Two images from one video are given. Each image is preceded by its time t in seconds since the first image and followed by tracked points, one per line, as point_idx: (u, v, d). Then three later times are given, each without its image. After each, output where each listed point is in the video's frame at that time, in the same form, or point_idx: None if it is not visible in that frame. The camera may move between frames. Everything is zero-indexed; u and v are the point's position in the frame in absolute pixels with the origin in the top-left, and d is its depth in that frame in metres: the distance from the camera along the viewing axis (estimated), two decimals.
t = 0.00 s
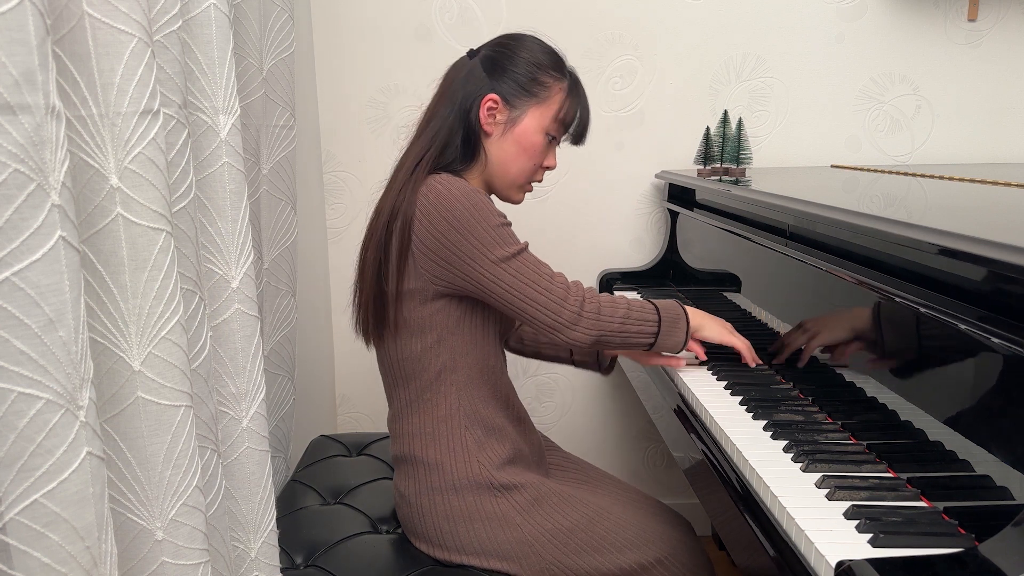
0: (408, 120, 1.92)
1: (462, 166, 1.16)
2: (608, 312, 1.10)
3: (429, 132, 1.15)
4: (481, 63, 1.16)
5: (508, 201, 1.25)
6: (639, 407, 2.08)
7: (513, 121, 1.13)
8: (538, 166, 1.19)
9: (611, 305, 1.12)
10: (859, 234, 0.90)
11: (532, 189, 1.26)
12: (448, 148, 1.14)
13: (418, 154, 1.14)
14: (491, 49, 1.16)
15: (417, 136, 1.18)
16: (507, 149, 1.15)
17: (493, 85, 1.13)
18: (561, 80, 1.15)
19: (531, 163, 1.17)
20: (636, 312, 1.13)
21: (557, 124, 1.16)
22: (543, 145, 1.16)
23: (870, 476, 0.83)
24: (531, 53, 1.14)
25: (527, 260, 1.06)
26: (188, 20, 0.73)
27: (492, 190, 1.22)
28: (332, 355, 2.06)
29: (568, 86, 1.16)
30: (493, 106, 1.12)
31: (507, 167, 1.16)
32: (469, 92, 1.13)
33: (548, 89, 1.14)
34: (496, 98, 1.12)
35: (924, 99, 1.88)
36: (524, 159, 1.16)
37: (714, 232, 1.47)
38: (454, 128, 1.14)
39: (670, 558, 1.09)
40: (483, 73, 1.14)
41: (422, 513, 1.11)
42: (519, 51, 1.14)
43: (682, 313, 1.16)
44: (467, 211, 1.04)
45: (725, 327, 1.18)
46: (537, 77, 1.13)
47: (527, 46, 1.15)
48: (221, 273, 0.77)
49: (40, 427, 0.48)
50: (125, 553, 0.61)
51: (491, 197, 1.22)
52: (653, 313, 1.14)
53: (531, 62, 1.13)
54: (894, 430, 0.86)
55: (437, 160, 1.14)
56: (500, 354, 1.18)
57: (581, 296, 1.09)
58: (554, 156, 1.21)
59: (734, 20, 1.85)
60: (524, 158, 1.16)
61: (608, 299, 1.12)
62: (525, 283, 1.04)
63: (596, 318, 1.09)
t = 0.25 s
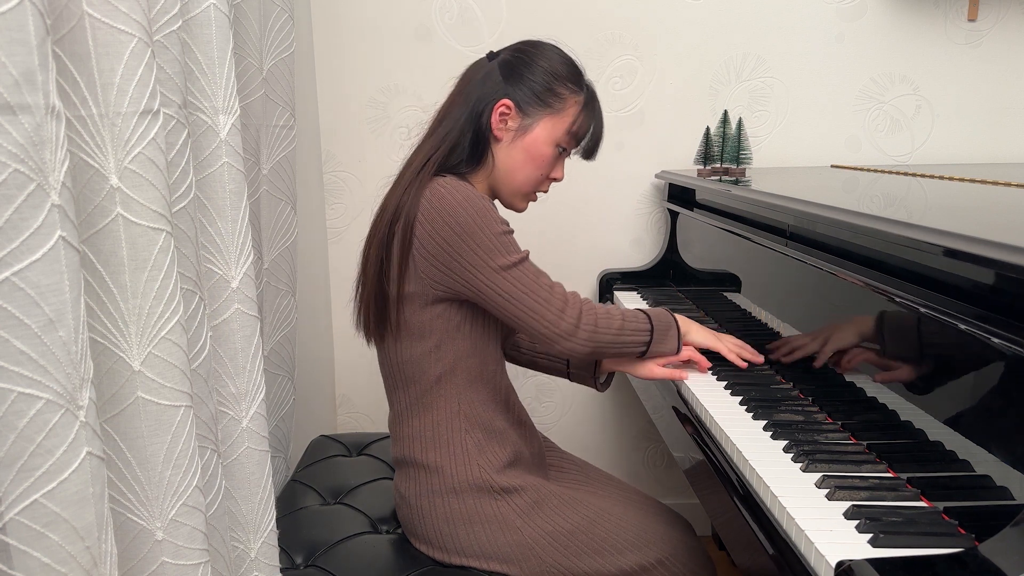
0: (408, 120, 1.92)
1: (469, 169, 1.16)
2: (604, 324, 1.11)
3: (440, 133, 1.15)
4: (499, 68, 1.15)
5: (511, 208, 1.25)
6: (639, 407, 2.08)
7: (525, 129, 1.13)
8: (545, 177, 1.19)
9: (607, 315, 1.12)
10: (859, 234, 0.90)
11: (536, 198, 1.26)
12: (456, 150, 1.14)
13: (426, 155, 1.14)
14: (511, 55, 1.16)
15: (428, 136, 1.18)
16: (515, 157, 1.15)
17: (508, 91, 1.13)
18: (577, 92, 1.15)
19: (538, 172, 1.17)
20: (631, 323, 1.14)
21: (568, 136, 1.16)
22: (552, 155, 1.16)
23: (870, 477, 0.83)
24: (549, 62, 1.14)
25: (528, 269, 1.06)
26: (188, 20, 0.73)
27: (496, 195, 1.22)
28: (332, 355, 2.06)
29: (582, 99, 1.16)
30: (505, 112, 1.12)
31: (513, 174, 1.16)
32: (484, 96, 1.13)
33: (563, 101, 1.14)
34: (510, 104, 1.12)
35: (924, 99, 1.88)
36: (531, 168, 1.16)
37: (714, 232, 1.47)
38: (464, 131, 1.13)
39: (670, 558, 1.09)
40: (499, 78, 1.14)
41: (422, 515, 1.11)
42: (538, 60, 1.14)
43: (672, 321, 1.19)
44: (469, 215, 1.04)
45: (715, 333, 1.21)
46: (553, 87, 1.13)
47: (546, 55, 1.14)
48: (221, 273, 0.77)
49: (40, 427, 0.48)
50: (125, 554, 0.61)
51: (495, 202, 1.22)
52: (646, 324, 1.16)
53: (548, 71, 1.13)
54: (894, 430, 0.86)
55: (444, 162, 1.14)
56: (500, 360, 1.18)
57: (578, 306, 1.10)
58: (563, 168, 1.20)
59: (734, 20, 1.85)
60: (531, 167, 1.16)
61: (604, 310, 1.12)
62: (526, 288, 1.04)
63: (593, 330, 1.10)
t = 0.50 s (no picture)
0: (408, 120, 1.92)
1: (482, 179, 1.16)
2: (590, 340, 1.08)
3: (455, 140, 1.15)
4: (521, 81, 1.15)
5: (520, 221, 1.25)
6: (639, 407, 2.08)
7: (542, 145, 1.14)
8: (558, 194, 1.20)
9: (594, 330, 1.09)
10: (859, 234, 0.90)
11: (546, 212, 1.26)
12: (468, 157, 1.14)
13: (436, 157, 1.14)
14: (534, 68, 1.16)
15: (441, 141, 1.18)
16: (530, 172, 1.15)
17: (529, 105, 1.13)
18: (597, 113, 1.15)
19: (551, 189, 1.18)
20: (620, 332, 1.11)
21: (585, 155, 1.17)
22: (567, 173, 1.17)
23: (870, 477, 0.83)
24: (572, 80, 1.14)
25: (518, 275, 1.04)
26: (188, 20, 0.73)
27: (507, 207, 1.22)
28: (332, 355, 2.06)
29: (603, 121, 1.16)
30: (525, 126, 1.13)
31: (526, 188, 1.17)
32: (503, 108, 1.13)
33: (583, 120, 1.14)
34: (529, 119, 1.12)
35: (924, 99, 1.87)
36: (545, 184, 1.17)
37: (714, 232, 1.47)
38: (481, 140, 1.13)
39: (670, 558, 1.09)
40: (520, 91, 1.14)
41: (422, 515, 1.11)
42: (563, 76, 1.14)
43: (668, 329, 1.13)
44: (461, 216, 1.03)
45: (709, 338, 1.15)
46: (575, 105, 1.13)
47: (569, 72, 1.15)
48: (221, 273, 0.77)
49: (40, 427, 0.48)
50: (125, 554, 0.61)
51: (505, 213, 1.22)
52: (635, 332, 1.11)
53: (571, 88, 1.13)
54: (895, 430, 0.86)
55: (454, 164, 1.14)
56: (496, 361, 1.18)
57: (565, 320, 1.08)
58: (576, 186, 1.21)
59: (734, 20, 1.85)
60: (545, 184, 1.17)
61: (591, 324, 1.09)
62: (515, 296, 1.03)
63: (577, 346, 1.07)
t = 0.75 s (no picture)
0: (408, 120, 1.92)
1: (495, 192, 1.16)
2: (604, 335, 1.09)
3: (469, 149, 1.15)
4: (539, 97, 1.15)
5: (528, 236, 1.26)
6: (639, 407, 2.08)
7: (558, 162, 1.14)
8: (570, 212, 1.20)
9: (607, 325, 1.10)
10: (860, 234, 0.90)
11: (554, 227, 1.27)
12: (482, 167, 1.14)
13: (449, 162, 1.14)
14: (553, 83, 1.16)
15: (454, 146, 1.18)
16: (542, 188, 1.15)
17: (547, 121, 1.13)
18: (614, 133, 1.16)
19: (563, 206, 1.18)
20: (631, 326, 1.12)
21: (599, 174, 1.17)
22: (580, 191, 1.17)
23: (870, 477, 0.83)
24: (590, 98, 1.14)
25: (527, 276, 1.04)
26: (187, 20, 0.73)
27: (517, 220, 1.22)
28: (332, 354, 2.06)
29: (618, 141, 1.17)
30: (541, 143, 1.12)
31: (538, 204, 1.17)
32: (521, 123, 1.13)
33: (600, 140, 1.14)
34: (547, 136, 1.12)
35: (924, 99, 1.87)
36: (558, 201, 1.17)
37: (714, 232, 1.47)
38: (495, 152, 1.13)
39: (670, 559, 1.09)
40: (538, 107, 1.14)
41: (421, 516, 1.11)
42: (582, 94, 1.14)
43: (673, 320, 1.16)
44: (467, 216, 1.03)
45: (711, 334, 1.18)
46: (592, 125, 1.13)
47: (587, 90, 1.15)
48: (221, 273, 0.77)
49: (40, 427, 0.48)
50: (125, 553, 0.61)
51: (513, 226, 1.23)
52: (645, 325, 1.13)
53: (588, 106, 1.13)
54: (895, 430, 0.86)
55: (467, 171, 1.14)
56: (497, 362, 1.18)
57: (579, 317, 1.08)
58: (588, 205, 1.22)
59: (734, 20, 1.85)
60: (557, 201, 1.17)
61: (604, 319, 1.10)
62: (522, 296, 1.02)
63: (593, 341, 1.07)
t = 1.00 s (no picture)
0: (408, 120, 1.92)
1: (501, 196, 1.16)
2: (594, 350, 1.07)
3: (477, 152, 1.15)
4: (550, 104, 1.15)
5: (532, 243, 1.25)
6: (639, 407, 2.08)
7: (567, 170, 1.14)
8: (576, 220, 1.20)
9: (599, 340, 1.08)
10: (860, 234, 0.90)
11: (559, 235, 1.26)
12: (489, 171, 1.14)
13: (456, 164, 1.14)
14: (565, 91, 1.16)
15: (462, 148, 1.18)
16: (549, 195, 1.15)
17: (557, 129, 1.13)
18: (624, 143, 1.16)
19: (569, 215, 1.18)
20: (625, 340, 1.09)
21: (607, 184, 1.17)
22: (587, 200, 1.17)
23: (870, 476, 0.83)
24: (600, 107, 1.14)
25: (525, 281, 1.03)
26: (188, 20, 0.73)
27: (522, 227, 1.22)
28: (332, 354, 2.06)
29: (628, 151, 1.17)
30: (551, 150, 1.12)
31: (544, 211, 1.17)
32: (531, 129, 1.13)
33: (609, 149, 1.14)
34: (556, 143, 1.12)
35: (924, 99, 1.87)
36: (565, 209, 1.17)
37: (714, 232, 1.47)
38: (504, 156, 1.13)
39: (670, 560, 1.09)
40: (548, 114, 1.14)
41: (421, 516, 1.11)
42: (594, 103, 1.14)
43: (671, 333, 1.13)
44: (467, 218, 1.03)
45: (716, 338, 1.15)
46: (602, 134, 1.13)
47: (599, 99, 1.15)
48: (221, 273, 0.77)
49: (40, 427, 0.48)
50: (125, 553, 0.61)
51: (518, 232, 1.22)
52: (641, 338, 1.10)
53: (599, 115, 1.13)
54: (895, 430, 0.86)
55: (474, 174, 1.14)
56: (498, 364, 1.17)
57: (570, 330, 1.06)
58: (594, 215, 1.22)
59: (734, 20, 1.85)
60: (564, 209, 1.17)
61: (597, 333, 1.08)
62: (521, 300, 1.02)
63: (583, 356, 1.06)
